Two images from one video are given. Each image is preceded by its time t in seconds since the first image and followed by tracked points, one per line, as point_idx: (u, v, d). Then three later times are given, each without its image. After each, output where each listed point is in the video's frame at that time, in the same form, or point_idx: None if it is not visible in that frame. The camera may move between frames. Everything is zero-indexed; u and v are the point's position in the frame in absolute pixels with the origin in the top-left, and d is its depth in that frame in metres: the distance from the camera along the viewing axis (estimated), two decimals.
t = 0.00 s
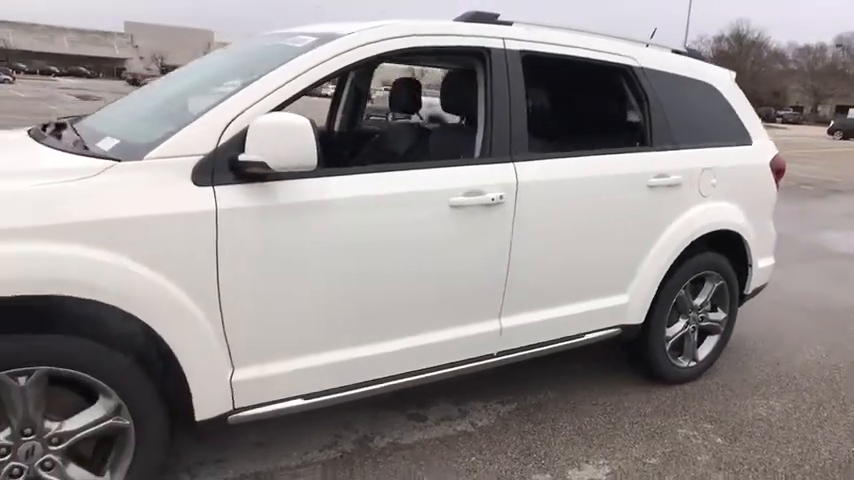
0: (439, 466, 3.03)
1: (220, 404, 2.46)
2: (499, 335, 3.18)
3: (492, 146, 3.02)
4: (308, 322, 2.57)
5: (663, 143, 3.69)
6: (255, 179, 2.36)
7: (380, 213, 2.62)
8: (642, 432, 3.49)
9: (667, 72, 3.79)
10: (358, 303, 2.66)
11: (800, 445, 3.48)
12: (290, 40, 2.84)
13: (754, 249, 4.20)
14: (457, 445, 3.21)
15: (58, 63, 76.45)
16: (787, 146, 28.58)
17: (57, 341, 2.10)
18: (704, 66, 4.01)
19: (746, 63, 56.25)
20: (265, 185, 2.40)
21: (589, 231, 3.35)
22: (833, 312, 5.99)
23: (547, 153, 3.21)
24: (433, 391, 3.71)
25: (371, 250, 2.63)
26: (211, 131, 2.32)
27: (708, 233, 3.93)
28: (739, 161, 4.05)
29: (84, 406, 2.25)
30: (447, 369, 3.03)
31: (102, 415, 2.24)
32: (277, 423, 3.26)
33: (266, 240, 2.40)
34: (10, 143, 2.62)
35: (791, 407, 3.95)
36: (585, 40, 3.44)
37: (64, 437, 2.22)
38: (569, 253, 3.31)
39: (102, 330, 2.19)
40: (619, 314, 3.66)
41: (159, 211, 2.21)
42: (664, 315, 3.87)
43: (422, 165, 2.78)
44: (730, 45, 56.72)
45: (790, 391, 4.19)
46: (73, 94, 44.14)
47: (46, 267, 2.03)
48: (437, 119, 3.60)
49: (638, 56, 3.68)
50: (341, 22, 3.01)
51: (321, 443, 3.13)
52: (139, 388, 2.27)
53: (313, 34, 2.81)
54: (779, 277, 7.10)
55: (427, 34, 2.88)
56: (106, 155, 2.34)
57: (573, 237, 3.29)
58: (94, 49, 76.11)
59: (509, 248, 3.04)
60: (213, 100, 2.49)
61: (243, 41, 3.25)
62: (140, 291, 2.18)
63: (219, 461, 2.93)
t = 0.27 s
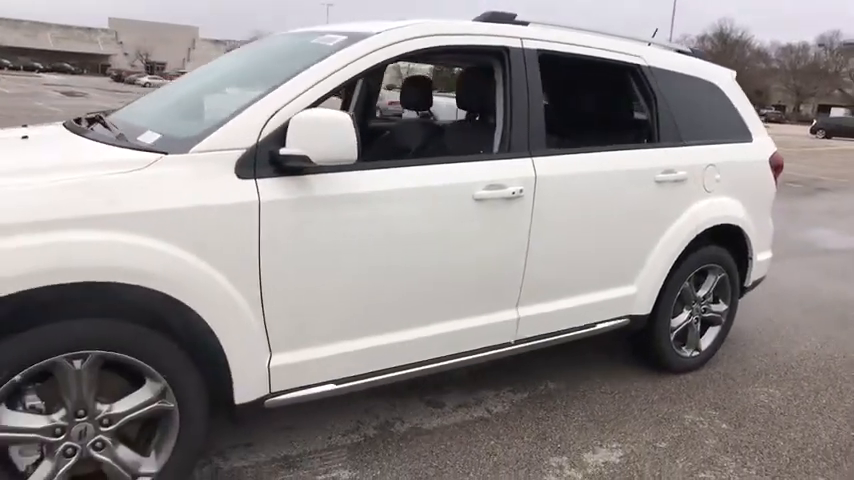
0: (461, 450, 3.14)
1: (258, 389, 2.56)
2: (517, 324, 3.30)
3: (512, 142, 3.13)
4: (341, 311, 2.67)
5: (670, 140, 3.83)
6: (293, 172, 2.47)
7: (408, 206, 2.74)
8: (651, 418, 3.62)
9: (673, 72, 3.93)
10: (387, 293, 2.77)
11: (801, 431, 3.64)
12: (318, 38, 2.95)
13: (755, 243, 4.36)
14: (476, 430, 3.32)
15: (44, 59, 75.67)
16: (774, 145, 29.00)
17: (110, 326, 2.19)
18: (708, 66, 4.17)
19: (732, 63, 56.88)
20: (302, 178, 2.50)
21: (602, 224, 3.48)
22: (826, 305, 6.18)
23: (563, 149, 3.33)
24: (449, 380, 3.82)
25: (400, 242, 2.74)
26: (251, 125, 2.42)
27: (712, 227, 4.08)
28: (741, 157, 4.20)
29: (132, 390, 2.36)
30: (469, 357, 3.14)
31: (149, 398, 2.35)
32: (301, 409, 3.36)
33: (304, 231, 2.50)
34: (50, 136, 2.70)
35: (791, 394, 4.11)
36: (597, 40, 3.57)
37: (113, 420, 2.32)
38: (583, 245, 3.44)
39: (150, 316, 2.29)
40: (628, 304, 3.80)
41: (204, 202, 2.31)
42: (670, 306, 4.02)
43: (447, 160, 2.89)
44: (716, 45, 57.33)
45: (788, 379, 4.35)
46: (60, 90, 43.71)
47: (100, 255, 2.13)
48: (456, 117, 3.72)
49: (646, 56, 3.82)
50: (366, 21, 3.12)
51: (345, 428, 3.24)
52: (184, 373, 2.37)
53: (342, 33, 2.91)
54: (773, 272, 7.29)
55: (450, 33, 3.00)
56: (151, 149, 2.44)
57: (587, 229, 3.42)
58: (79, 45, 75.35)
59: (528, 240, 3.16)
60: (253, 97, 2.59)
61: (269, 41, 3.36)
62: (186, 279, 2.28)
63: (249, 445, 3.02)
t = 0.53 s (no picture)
0: (485, 440, 3.25)
1: (298, 381, 2.65)
2: (539, 319, 3.41)
3: (535, 143, 3.26)
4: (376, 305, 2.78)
5: (681, 140, 3.97)
6: (333, 173, 2.58)
7: (440, 205, 2.85)
8: (665, 409, 3.75)
9: (684, 75, 4.07)
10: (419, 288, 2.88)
11: (809, 421, 3.77)
12: (350, 43, 3.04)
13: (761, 240, 4.51)
14: (499, 422, 3.43)
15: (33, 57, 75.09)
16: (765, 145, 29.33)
17: (163, 320, 2.28)
18: (716, 68, 4.31)
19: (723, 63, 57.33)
20: (341, 179, 2.61)
21: (619, 221, 3.60)
22: (824, 301, 6.35)
23: (581, 149, 3.45)
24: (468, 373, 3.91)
25: (431, 239, 2.85)
26: (294, 127, 2.52)
27: (721, 225, 4.21)
28: (748, 157, 4.34)
29: (180, 382, 2.44)
30: (493, 350, 3.26)
31: (197, 391, 2.44)
32: (328, 402, 3.46)
33: (342, 229, 2.60)
34: (91, 136, 2.77)
35: (797, 387, 4.25)
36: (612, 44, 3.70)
37: (163, 411, 2.41)
38: (600, 243, 3.55)
39: (199, 311, 2.38)
40: (642, 299, 3.92)
41: (250, 202, 2.40)
42: (681, 302, 4.15)
43: (475, 160, 3.00)
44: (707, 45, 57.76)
45: (793, 372, 4.49)
46: (51, 90, 43.45)
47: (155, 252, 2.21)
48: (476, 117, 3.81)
49: (659, 59, 3.95)
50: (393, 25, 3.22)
51: (373, 420, 3.34)
52: (230, 366, 2.47)
53: (374, 37, 3.00)
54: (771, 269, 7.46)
55: (477, 37, 3.10)
56: (196, 150, 2.51)
57: (604, 227, 3.53)
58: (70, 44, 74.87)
59: (550, 238, 3.27)
60: (292, 99, 2.68)
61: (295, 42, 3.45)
62: (235, 275, 2.38)
63: (282, 436, 3.12)
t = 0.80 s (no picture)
0: (515, 433, 3.32)
1: (339, 376, 2.70)
2: (564, 313, 3.47)
3: (562, 140, 3.31)
4: (413, 301, 2.83)
5: (697, 137, 4.04)
6: (372, 172, 2.62)
7: (472, 202, 2.90)
8: (685, 400, 3.82)
9: (699, 72, 4.14)
10: (453, 284, 2.94)
11: (825, 409, 3.86)
12: (379, 43, 3.08)
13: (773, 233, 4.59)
14: (526, 415, 3.50)
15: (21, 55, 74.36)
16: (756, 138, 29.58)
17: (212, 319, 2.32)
18: (728, 65, 4.38)
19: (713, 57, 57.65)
20: (379, 177, 2.65)
21: (640, 217, 3.67)
22: (828, 291, 6.46)
23: (605, 146, 3.51)
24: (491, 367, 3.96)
25: (464, 236, 2.91)
26: (335, 127, 2.57)
27: (736, 219, 4.28)
28: (760, 152, 4.41)
29: (226, 380, 2.48)
30: (521, 344, 3.32)
31: (243, 388, 2.48)
32: (358, 398, 3.51)
33: (382, 227, 2.65)
34: (127, 136, 2.78)
35: (810, 376, 4.34)
36: (630, 42, 3.76)
37: (210, 407, 2.44)
38: (622, 238, 3.62)
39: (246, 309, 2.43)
40: (661, 293, 3.99)
41: (295, 200, 2.44)
42: (697, 295, 4.22)
43: (505, 158, 3.06)
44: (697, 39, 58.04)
45: (806, 362, 4.59)
46: (41, 88, 43.08)
47: (207, 251, 2.24)
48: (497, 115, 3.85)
49: (675, 56, 4.01)
50: (420, 25, 3.27)
51: (403, 414, 3.39)
52: (275, 363, 2.51)
53: (405, 38, 3.04)
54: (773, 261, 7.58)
55: (505, 36, 3.15)
56: (238, 149, 2.53)
57: (626, 223, 3.60)
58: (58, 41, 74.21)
59: (576, 233, 3.33)
60: (329, 100, 2.72)
61: (321, 41, 3.49)
62: (281, 272, 2.41)
63: (317, 432, 3.16)
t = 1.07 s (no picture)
0: (551, 424, 3.36)
1: (386, 371, 2.71)
2: (597, 305, 3.51)
3: (594, 134, 3.34)
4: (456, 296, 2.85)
5: (720, 129, 4.07)
6: (419, 167, 2.63)
7: (513, 196, 2.93)
8: (712, 389, 3.88)
9: (720, 65, 4.18)
10: (494, 278, 2.97)
11: (849, 394, 3.93)
12: (416, 38, 3.08)
13: (790, 224, 4.65)
14: (560, 406, 3.55)
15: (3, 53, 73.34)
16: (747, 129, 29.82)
17: (269, 316, 2.33)
18: (746, 58, 4.42)
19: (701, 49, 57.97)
20: (425, 173, 2.66)
21: (667, 209, 3.71)
22: (835, 279, 6.56)
23: (634, 139, 3.54)
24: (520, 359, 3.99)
25: (504, 230, 2.94)
26: (382, 123, 2.57)
27: (756, 210, 4.33)
28: (779, 144, 4.46)
29: (279, 376, 2.48)
30: (556, 337, 3.35)
31: (296, 384, 2.48)
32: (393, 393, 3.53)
33: (428, 222, 2.68)
34: (170, 133, 2.76)
35: (830, 362, 4.41)
36: (655, 36, 3.78)
37: (264, 404, 2.44)
38: (651, 229, 3.65)
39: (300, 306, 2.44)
40: (686, 284, 4.03)
41: (347, 197, 2.45)
42: (719, 285, 4.28)
43: (542, 153, 3.08)
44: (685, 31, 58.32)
45: (823, 349, 4.66)
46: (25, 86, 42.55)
47: (265, 248, 2.24)
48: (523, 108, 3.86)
49: (697, 49, 4.04)
50: (453, 20, 3.27)
51: (440, 408, 3.41)
52: (328, 358, 2.52)
53: (441, 33, 3.04)
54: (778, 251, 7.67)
55: (539, 31, 3.16)
56: (286, 147, 2.53)
57: (655, 214, 3.64)
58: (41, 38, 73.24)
59: (609, 226, 3.37)
60: (371, 96, 2.72)
61: (347, 38, 3.53)
62: (335, 269, 2.42)
63: (358, 427, 3.18)
